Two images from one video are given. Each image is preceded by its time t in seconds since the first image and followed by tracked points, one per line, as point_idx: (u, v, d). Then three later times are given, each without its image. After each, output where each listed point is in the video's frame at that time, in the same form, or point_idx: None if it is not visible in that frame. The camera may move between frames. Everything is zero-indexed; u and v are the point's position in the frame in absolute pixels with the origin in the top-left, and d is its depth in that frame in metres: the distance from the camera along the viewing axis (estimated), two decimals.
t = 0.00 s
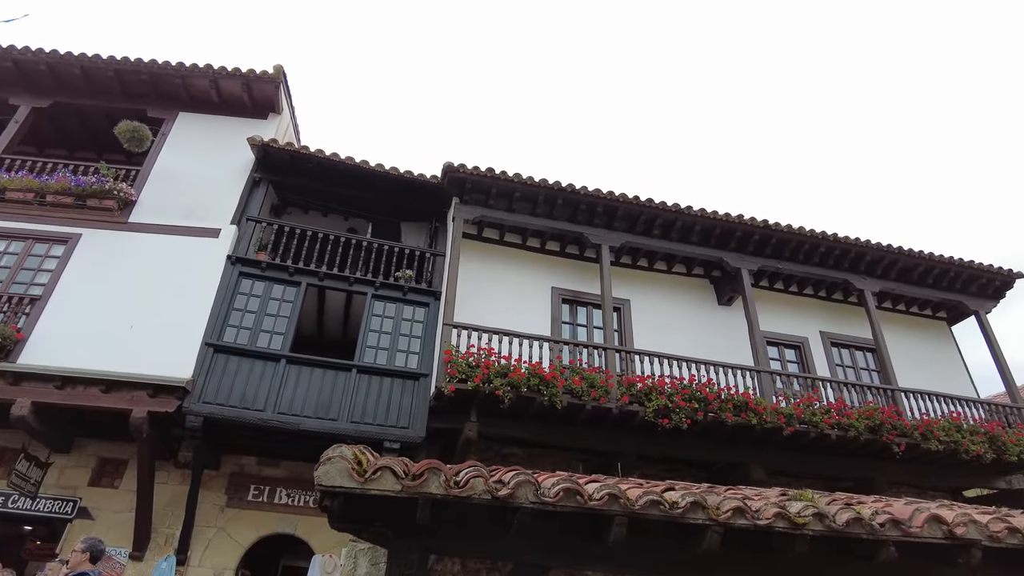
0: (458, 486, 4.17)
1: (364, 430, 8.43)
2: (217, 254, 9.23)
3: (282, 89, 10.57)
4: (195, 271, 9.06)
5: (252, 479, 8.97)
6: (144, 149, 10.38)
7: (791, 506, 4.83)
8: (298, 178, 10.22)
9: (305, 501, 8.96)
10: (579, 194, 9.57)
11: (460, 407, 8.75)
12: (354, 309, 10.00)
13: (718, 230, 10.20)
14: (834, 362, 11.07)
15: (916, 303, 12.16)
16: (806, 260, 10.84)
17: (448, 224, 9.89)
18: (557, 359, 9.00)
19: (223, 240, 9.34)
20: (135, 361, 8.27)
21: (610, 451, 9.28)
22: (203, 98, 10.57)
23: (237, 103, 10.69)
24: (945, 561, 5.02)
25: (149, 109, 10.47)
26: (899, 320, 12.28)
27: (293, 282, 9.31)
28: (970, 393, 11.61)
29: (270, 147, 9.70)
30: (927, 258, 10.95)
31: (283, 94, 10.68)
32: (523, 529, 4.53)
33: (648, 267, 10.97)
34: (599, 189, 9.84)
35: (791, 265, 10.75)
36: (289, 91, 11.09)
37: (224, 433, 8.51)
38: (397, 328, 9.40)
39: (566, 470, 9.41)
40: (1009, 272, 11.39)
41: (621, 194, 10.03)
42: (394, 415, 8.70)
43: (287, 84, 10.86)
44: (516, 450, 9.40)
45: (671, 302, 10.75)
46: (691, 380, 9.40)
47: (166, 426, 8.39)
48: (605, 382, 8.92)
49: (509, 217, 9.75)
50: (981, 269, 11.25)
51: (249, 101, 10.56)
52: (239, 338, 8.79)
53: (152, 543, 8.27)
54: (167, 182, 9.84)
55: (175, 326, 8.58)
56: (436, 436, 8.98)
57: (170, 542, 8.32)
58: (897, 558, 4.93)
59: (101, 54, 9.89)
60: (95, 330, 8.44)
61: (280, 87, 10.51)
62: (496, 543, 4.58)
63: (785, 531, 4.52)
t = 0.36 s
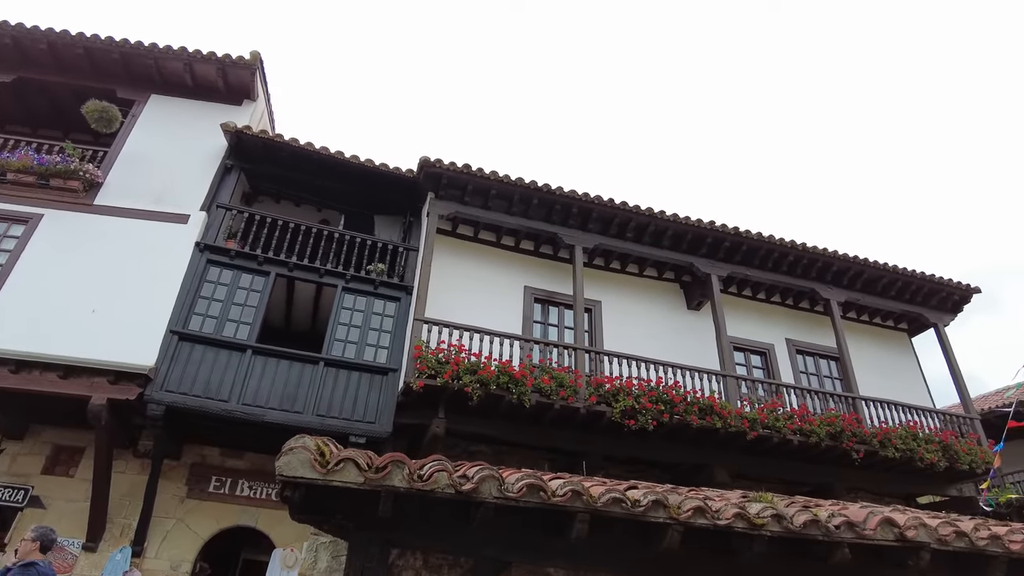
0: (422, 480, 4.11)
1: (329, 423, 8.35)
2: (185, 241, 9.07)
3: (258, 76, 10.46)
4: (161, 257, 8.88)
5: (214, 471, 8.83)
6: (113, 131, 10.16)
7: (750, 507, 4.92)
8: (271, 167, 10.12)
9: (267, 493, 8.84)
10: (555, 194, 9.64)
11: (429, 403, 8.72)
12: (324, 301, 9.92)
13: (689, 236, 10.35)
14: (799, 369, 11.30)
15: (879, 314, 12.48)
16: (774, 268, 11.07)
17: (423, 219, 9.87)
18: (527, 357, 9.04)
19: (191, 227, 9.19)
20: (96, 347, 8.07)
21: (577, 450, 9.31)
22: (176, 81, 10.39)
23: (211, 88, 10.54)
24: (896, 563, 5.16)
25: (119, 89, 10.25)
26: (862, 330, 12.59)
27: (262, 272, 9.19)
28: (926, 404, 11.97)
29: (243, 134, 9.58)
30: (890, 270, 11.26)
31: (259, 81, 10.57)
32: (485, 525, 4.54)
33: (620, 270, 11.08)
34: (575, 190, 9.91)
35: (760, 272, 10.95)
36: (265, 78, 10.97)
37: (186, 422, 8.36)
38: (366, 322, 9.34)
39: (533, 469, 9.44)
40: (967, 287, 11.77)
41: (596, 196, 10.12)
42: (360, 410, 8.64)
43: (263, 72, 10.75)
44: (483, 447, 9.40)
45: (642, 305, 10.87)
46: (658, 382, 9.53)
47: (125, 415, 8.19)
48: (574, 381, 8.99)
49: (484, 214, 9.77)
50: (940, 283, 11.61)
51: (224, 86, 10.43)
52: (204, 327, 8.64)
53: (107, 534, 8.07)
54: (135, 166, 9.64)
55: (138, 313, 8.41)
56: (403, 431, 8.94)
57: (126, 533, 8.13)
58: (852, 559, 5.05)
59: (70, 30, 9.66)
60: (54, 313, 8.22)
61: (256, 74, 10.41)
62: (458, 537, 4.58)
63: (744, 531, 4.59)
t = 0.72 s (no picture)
0: (395, 472, 4.01)
1: (303, 415, 8.29)
2: (160, 228, 8.93)
3: (238, 62, 10.35)
4: (134, 243, 8.74)
5: (184, 461, 8.70)
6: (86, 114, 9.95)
7: (720, 503, 4.98)
8: (249, 155, 10.01)
9: (238, 485, 8.74)
10: (535, 190, 9.66)
11: (404, 397, 8.68)
12: (300, 292, 9.84)
13: (668, 236, 10.46)
14: (771, 369, 11.48)
15: (851, 317, 12.71)
16: (750, 270, 11.22)
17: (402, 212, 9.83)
18: (503, 353, 9.05)
19: (166, 213, 9.05)
20: (64, 333, 7.90)
21: (552, 445, 9.34)
22: (153, 65, 10.22)
23: (189, 73, 10.40)
24: (860, 560, 5.27)
25: (93, 71, 10.05)
26: (834, 332, 12.83)
27: (238, 261, 9.09)
28: (894, 406, 12.23)
29: (221, 121, 9.46)
30: (863, 275, 11.48)
31: (238, 68, 10.45)
32: (458, 517, 4.47)
33: (599, 268, 11.15)
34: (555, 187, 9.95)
35: (736, 273, 11.10)
36: (245, 65, 10.86)
37: (156, 412, 8.23)
38: (343, 314, 9.28)
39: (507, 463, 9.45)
40: (936, 292, 12.05)
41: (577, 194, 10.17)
42: (335, 402, 8.60)
43: (243, 58, 10.63)
44: (458, 442, 9.39)
45: (619, 303, 10.96)
46: (633, 379, 9.61)
47: (94, 403, 8.03)
48: (550, 377, 9.03)
49: (464, 209, 9.77)
50: (911, 287, 11.87)
51: (202, 72, 10.29)
52: (177, 316, 8.52)
53: (72, 524, 7.92)
54: (109, 150, 9.46)
55: (108, 300, 8.25)
56: (378, 425, 8.89)
57: (92, 524, 7.99)
58: (818, 556, 5.14)
59: (43, 9, 9.43)
60: (21, 298, 8.03)
61: (236, 60, 10.29)
62: (430, 530, 4.48)
63: (713, 527, 4.65)
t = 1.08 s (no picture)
0: (366, 463, 3.96)
1: (276, 407, 8.22)
2: (132, 214, 8.76)
3: (215, 48, 10.20)
4: (106, 229, 8.57)
5: (154, 452, 8.58)
6: (56, 95, 9.72)
7: (690, 497, 5.04)
8: (226, 143, 9.87)
9: (210, 476, 8.65)
10: (515, 184, 9.67)
11: (379, 390, 8.64)
12: (275, 283, 9.74)
13: (645, 233, 10.55)
14: (744, 367, 11.66)
15: (823, 317, 12.95)
16: (726, 268, 11.37)
17: (380, 204, 9.78)
18: (480, 346, 9.04)
19: (139, 200, 8.88)
20: (31, 320, 7.73)
21: (527, 439, 9.38)
22: (128, 48, 10.03)
23: (164, 57, 10.22)
24: (824, 554, 5.39)
25: (64, 52, 9.82)
26: (806, 331, 13.06)
27: (212, 250, 8.97)
28: (863, 404, 12.50)
29: (197, 107, 9.31)
30: (835, 275, 11.70)
31: (216, 53, 10.30)
32: (429, 509, 4.40)
33: (577, 263, 11.21)
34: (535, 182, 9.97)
35: (712, 272, 11.24)
36: (222, 50, 10.71)
37: (125, 401, 8.09)
38: (318, 305, 9.21)
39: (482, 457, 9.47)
40: (906, 294, 12.31)
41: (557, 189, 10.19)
42: (309, 394, 8.54)
43: (220, 44, 10.49)
44: (433, 435, 9.38)
45: (597, 299, 11.03)
46: (608, 375, 9.70)
47: (61, 391, 7.86)
48: (526, 371, 9.06)
49: (444, 201, 9.74)
50: (881, 288, 12.11)
51: (179, 56, 10.13)
52: (149, 304, 8.38)
53: (37, 516, 7.77)
54: (80, 133, 9.26)
55: (78, 286, 8.09)
56: (352, 417, 8.85)
57: (58, 515, 7.85)
58: (784, 550, 5.23)
59: None
60: None
61: (213, 45, 10.14)
62: (400, 521, 4.39)
63: (682, 521, 4.71)
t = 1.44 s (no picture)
0: (343, 456, 3.93)
1: (253, 399, 8.15)
2: (107, 202, 8.61)
3: (195, 34, 10.04)
4: (80, 217, 8.41)
5: (127, 443, 8.45)
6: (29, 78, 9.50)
7: (666, 492, 5.09)
8: (205, 131, 9.74)
9: (185, 468, 8.56)
10: (497, 178, 9.67)
11: (357, 383, 8.60)
12: (253, 273, 9.64)
13: (626, 230, 10.61)
14: (722, 364, 11.80)
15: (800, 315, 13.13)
16: (705, 266, 11.47)
17: (361, 195, 9.72)
18: (460, 340, 9.03)
19: (114, 187, 8.73)
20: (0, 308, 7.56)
21: (506, 433, 9.39)
22: (104, 32, 9.83)
23: (142, 42, 10.05)
24: (795, 548, 5.48)
25: (37, 34, 9.59)
26: (783, 329, 13.24)
27: (190, 239, 8.85)
28: (837, 401, 12.71)
29: (176, 94, 9.17)
30: (813, 275, 11.88)
31: (195, 40, 10.15)
32: (406, 503, 4.38)
33: (558, 259, 11.24)
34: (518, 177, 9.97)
35: (691, 269, 11.33)
36: (202, 36, 10.55)
37: (98, 392, 7.96)
38: (297, 297, 9.14)
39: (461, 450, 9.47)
40: (881, 294, 12.53)
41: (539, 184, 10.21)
42: (286, 386, 8.47)
43: (200, 30, 10.34)
44: (411, 429, 9.36)
45: (578, 295, 11.08)
46: (588, 370, 9.75)
47: (31, 381, 7.71)
48: (506, 366, 9.07)
49: (426, 194, 9.71)
50: (857, 288, 12.32)
51: (157, 41, 9.96)
52: (124, 293, 8.25)
53: (4, 508, 7.59)
54: (54, 118, 9.06)
55: (50, 275, 7.93)
56: (330, 410, 8.80)
57: (26, 507, 7.67)
58: (757, 545, 5.30)
59: None
60: None
61: (193, 32, 9.99)
62: (377, 514, 4.37)
63: (658, 515, 4.75)
